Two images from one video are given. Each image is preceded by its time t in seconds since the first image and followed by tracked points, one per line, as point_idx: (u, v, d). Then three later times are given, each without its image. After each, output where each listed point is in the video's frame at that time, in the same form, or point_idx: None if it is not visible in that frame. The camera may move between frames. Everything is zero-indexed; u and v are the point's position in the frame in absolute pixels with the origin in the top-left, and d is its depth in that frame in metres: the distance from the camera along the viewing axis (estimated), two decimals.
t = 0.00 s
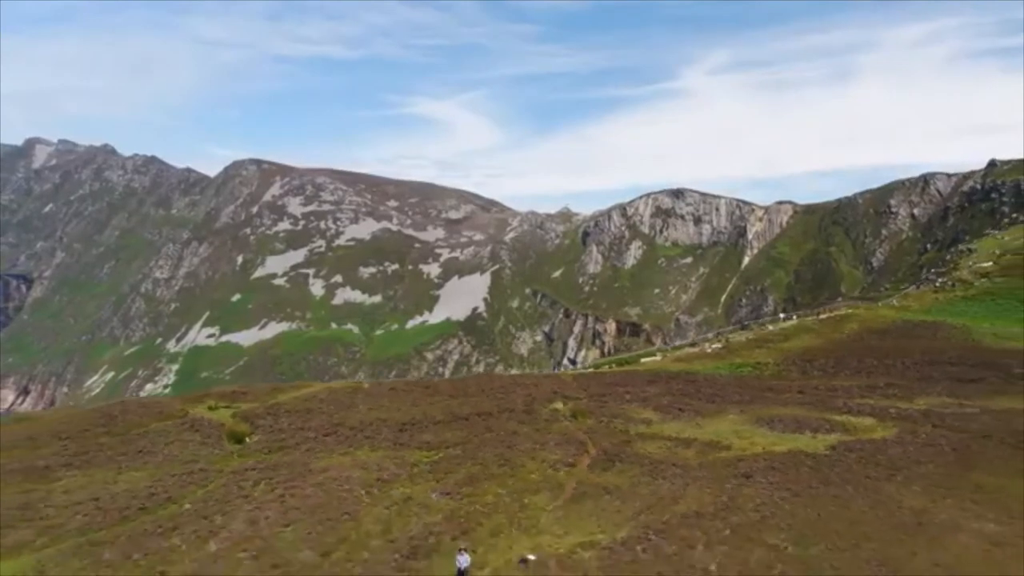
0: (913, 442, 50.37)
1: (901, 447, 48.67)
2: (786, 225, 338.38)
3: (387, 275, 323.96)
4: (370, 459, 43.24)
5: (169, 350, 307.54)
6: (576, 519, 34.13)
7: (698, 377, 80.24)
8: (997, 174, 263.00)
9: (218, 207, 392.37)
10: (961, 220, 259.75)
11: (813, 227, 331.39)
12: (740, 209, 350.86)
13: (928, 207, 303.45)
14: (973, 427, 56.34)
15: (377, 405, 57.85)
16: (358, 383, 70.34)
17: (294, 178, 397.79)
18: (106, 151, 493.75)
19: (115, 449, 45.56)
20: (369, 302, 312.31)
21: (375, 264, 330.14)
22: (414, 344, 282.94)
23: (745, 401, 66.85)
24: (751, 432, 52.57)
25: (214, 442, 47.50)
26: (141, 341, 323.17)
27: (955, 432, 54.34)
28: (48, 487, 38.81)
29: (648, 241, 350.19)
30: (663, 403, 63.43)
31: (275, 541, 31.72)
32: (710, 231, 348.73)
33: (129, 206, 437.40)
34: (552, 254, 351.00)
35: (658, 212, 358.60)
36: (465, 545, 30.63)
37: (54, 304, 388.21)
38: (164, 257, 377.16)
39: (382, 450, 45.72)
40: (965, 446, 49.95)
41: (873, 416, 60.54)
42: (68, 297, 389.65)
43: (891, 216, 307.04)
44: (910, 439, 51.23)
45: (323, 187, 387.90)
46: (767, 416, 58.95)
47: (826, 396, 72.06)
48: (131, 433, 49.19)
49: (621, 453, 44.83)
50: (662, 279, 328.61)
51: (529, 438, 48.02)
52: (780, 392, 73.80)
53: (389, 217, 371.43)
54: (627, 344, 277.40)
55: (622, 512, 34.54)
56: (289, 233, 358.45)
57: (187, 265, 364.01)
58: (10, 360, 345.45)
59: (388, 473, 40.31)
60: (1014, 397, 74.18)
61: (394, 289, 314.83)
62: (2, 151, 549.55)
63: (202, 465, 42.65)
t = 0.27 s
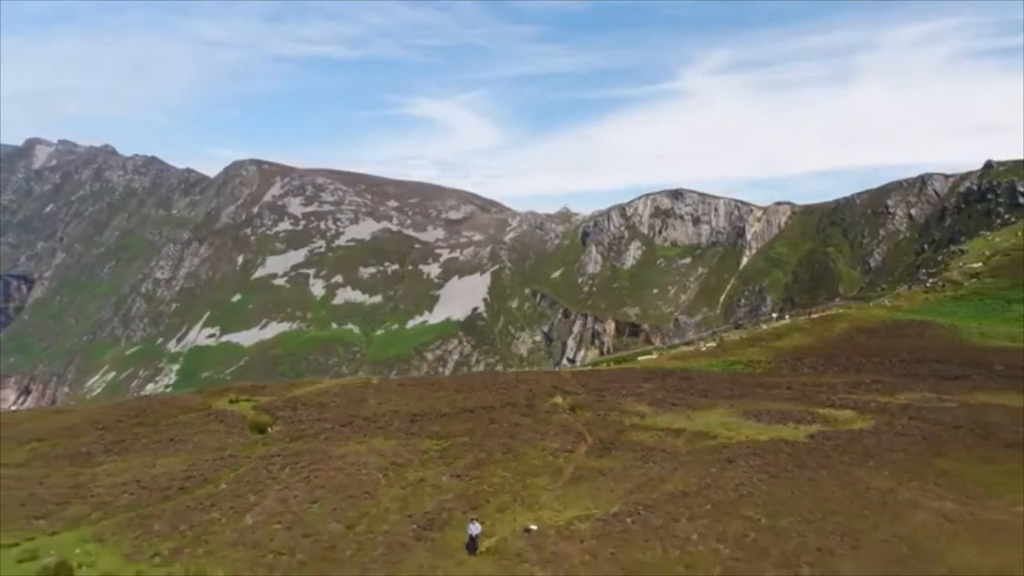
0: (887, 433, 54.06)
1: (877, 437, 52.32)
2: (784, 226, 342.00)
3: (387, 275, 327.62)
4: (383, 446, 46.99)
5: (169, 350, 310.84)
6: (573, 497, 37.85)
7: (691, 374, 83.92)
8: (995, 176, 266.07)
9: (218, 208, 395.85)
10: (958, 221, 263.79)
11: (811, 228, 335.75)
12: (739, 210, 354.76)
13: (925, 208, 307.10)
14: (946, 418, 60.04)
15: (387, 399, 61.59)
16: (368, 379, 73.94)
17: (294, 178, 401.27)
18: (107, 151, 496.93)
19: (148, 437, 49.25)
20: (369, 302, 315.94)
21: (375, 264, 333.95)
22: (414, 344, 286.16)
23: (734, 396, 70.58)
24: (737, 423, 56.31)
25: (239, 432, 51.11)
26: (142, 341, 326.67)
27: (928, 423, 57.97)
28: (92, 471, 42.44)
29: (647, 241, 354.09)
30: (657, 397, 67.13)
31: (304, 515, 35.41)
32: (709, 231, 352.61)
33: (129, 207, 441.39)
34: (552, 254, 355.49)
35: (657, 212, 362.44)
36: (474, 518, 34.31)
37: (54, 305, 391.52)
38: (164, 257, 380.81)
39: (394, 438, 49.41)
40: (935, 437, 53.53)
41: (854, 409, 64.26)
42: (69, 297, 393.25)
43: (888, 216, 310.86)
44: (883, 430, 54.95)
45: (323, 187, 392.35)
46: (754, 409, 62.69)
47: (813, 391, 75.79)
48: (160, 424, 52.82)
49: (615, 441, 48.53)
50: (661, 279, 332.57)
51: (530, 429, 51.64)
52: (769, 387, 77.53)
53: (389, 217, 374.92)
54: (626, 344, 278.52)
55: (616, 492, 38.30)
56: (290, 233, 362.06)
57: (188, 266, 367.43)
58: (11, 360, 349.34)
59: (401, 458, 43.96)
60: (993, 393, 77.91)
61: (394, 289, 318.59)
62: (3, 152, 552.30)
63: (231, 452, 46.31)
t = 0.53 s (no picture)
0: (867, 424, 57.51)
1: (857, 428, 55.82)
2: (782, 227, 345.97)
3: (387, 276, 330.99)
4: (394, 436, 50.36)
5: (170, 349, 313.78)
6: (571, 480, 41.27)
7: (685, 371, 87.35)
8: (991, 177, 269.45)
9: (218, 209, 399.79)
10: (955, 221, 267.18)
11: (810, 228, 339.60)
12: (738, 210, 358.50)
13: (923, 209, 310.40)
14: (924, 412, 63.47)
15: (395, 394, 64.97)
16: (375, 376, 77.33)
17: (294, 179, 405.02)
18: (108, 152, 500.24)
19: (174, 428, 52.60)
20: (370, 303, 319.37)
21: (375, 264, 337.48)
22: (415, 344, 289.21)
23: (726, 391, 74.01)
24: (726, 416, 59.71)
25: (258, 423, 54.45)
26: (143, 341, 329.87)
27: (906, 416, 61.45)
28: (125, 458, 45.72)
29: (647, 242, 357.79)
30: (652, 392, 70.57)
31: (326, 495, 38.78)
32: (708, 232, 356.35)
33: (130, 208, 445.18)
34: (552, 255, 359.32)
35: (656, 213, 366.11)
36: (481, 497, 37.76)
37: (56, 305, 394.42)
38: (165, 258, 384.17)
39: (404, 429, 52.83)
40: (911, 428, 56.99)
41: (839, 403, 67.75)
42: (70, 297, 396.32)
43: (886, 217, 314.40)
44: (863, 422, 58.42)
45: (323, 188, 396.56)
46: (742, 403, 66.11)
47: (802, 386, 79.20)
48: (183, 416, 56.11)
49: (611, 431, 52.00)
50: (660, 279, 336.05)
51: (531, 420, 55.07)
52: (760, 383, 80.92)
53: (389, 218, 378.32)
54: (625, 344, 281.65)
55: (610, 475, 41.66)
56: (290, 234, 365.55)
57: (189, 266, 371.02)
58: (13, 360, 352.09)
59: (412, 446, 47.38)
60: (974, 389, 81.46)
61: (395, 290, 321.99)
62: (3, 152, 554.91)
63: (252, 440, 49.64)
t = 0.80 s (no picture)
0: (849, 417, 60.81)
1: (839, 420, 59.17)
2: (781, 227, 350.00)
3: (388, 276, 334.02)
4: (403, 427, 53.62)
5: (172, 349, 316.42)
6: (569, 466, 44.52)
7: (680, 369, 90.58)
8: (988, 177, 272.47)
9: (219, 209, 403.59)
10: (951, 222, 270.53)
11: (809, 228, 343.16)
12: (737, 211, 361.97)
13: (920, 209, 313.55)
14: (905, 406, 66.86)
15: (402, 389, 68.21)
16: (382, 372, 80.50)
17: (294, 179, 408.41)
18: (109, 153, 503.38)
19: (194, 420, 55.73)
20: (370, 303, 322.44)
21: (375, 264, 340.56)
22: (415, 343, 292.03)
23: (718, 387, 77.29)
24: (717, 409, 62.97)
25: (274, 415, 57.65)
26: (144, 341, 332.65)
27: (888, 410, 64.78)
28: (153, 447, 48.89)
29: (646, 242, 361.13)
30: (647, 387, 73.86)
31: (342, 479, 42.02)
32: (706, 232, 359.75)
33: (130, 209, 448.49)
34: (552, 255, 362.80)
35: (655, 213, 369.40)
36: (485, 480, 41.01)
37: (56, 305, 396.92)
38: (166, 258, 387.31)
39: (412, 421, 56.09)
40: (890, 420, 60.36)
41: (824, 398, 71.07)
42: (71, 297, 399.00)
43: (884, 218, 317.69)
44: (846, 415, 61.75)
45: (323, 189, 400.25)
46: (732, 398, 69.42)
47: (791, 382, 82.50)
48: (202, 409, 59.25)
49: (606, 422, 55.29)
50: (659, 279, 339.25)
51: (532, 413, 58.33)
52: (751, 379, 84.22)
53: (389, 218, 381.23)
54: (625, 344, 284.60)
55: (605, 462, 44.90)
56: (290, 234, 368.60)
57: (189, 265, 375.20)
58: (14, 359, 354.49)
59: (420, 436, 50.62)
60: (957, 386, 84.83)
61: (395, 290, 325.02)
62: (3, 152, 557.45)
63: (270, 431, 52.86)
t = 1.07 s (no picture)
0: (830, 409, 64.93)
1: (820, 412, 63.27)
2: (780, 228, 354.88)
3: (388, 276, 338.00)
4: (413, 417, 57.69)
5: (173, 349, 319.78)
6: (566, 452, 48.59)
7: (674, 366, 94.57)
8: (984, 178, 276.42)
9: (220, 209, 408.29)
10: (948, 223, 274.69)
11: (807, 229, 347.36)
12: (735, 212, 366.55)
13: (917, 210, 317.36)
14: (884, 399, 70.95)
15: (410, 383, 72.28)
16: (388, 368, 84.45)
17: (295, 180, 412.74)
18: (110, 153, 507.42)
19: (217, 412, 59.72)
20: (370, 303, 326.29)
21: (375, 264, 344.65)
22: (415, 343, 295.64)
23: (710, 382, 81.32)
24: (706, 402, 67.04)
25: (291, 407, 61.66)
26: (145, 340, 336.24)
27: (867, 403, 68.90)
28: (182, 435, 52.88)
29: (645, 242, 365.22)
30: (642, 382, 77.86)
31: (360, 463, 46.08)
32: (705, 233, 363.98)
33: (132, 210, 452.49)
34: (551, 256, 366.92)
35: (654, 214, 373.46)
36: (490, 463, 45.05)
37: (57, 305, 399.94)
38: (167, 258, 391.33)
39: (420, 412, 60.12)
40: (868, 412, 64.45)
41: (809, 392, 75.17)
42: (72, 297, 402.34)
43: (881, 219, 321.87)
44: (827, 407, 65.83)
45: (324, 189, 404.56)
46: (722, 392, 73.47)
47: (779, 378, 86.56)
48: (224, 402, 63.23)
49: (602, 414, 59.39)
50: (658, 280, 343.19)
51: (532, 405, 62.36)
52: (741, 376, 88.26)
53: (389, 219, 385.18)
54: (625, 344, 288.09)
55: (599, 448, 49.00)
56: (291, 234, 372.66)
57: (190, 266, 378.85)
58: (15, 359, 357.53)
59: (429, 425, 54.70)
60: (939, 381, 88.97)
61: (396, 290, 328.91)
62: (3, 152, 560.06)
63: (289, 421, 56.87)
